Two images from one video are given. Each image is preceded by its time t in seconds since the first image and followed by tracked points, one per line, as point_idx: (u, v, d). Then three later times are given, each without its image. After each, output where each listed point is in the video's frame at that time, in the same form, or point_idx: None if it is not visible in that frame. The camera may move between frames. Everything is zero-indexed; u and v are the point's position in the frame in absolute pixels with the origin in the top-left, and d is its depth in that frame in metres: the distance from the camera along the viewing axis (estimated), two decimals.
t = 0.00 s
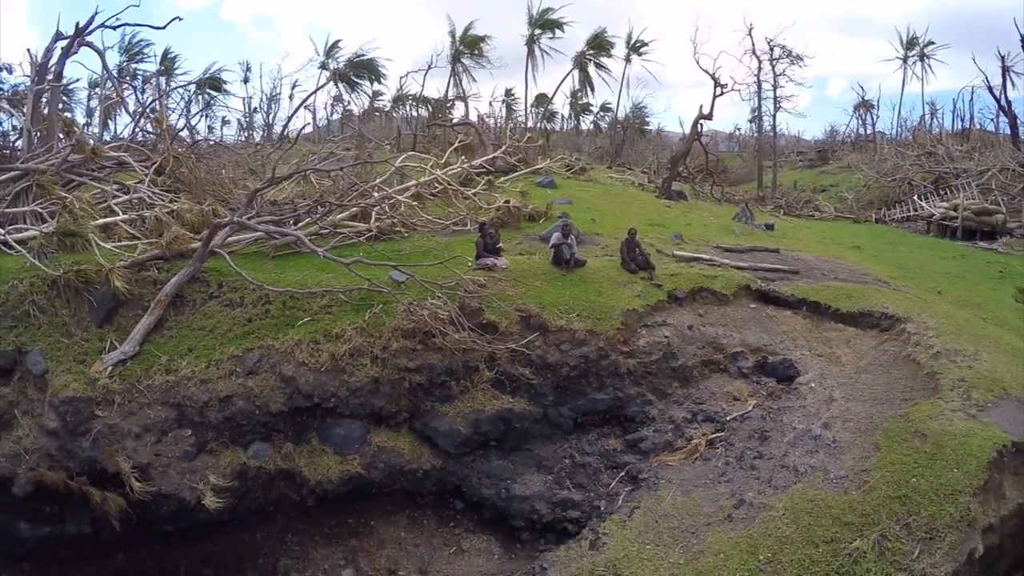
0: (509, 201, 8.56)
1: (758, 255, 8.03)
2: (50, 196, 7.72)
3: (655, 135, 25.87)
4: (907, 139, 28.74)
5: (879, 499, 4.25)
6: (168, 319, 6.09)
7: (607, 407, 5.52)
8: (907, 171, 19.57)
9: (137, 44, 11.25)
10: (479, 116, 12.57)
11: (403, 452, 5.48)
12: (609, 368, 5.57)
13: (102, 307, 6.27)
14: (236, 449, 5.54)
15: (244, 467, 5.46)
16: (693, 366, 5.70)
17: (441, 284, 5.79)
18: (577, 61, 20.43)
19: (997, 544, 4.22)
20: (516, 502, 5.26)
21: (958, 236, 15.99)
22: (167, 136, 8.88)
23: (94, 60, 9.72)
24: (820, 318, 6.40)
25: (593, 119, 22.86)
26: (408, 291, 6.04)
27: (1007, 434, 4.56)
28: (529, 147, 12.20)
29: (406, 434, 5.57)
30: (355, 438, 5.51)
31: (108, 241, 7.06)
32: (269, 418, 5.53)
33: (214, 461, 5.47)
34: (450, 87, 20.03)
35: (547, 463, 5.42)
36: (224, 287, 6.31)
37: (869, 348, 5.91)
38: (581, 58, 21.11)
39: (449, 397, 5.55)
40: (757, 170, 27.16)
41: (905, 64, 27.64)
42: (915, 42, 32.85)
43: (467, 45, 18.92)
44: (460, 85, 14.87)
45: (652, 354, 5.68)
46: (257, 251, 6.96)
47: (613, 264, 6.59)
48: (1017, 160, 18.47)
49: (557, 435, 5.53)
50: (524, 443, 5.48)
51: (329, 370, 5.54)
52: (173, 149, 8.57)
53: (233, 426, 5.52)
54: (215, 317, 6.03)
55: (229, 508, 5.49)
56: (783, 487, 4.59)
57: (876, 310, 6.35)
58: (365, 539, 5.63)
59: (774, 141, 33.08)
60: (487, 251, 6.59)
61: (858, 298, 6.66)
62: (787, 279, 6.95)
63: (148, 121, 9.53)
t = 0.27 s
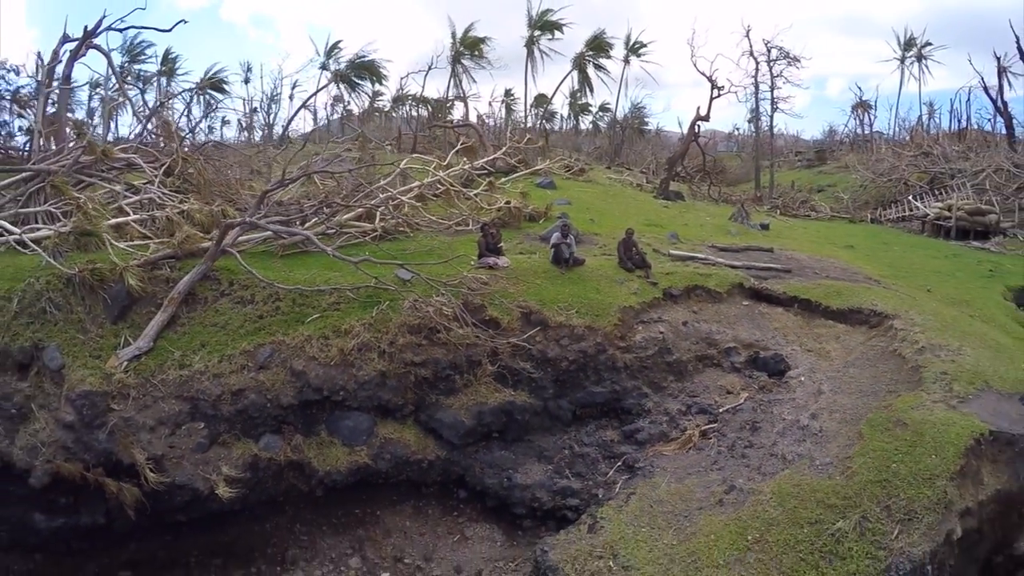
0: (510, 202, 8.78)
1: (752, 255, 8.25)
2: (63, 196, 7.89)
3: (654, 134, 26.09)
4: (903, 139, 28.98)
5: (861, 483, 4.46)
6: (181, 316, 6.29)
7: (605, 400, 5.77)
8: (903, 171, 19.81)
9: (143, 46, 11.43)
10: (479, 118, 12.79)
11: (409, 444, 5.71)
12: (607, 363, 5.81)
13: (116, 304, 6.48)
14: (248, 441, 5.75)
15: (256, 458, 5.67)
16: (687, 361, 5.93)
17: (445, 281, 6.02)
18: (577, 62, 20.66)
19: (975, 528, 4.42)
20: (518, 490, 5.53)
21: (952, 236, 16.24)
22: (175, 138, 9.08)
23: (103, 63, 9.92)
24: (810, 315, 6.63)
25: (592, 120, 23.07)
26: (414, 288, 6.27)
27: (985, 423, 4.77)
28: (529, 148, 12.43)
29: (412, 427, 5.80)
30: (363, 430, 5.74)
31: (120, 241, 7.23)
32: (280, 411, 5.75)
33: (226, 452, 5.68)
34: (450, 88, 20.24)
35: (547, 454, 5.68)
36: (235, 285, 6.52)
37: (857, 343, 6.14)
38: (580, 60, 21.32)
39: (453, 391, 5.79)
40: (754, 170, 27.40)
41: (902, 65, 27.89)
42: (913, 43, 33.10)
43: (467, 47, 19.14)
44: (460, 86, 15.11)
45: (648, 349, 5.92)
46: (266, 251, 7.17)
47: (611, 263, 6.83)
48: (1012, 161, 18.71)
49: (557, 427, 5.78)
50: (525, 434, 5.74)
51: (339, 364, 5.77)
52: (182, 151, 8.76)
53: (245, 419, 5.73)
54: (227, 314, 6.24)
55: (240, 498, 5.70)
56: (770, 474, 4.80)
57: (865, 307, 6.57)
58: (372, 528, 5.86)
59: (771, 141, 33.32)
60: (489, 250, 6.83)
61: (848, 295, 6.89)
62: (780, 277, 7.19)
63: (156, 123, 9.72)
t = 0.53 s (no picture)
0: (511, 203, 9.00)
1: (747, 255, 8.48)
2: (76, 197, 8.09)
3: (653, 135, 26.31)
4: (901, 140, 29.22)
5: (844, 470, 4.67)
6: (193, 315, 6.51)
7: (603, 394, 6.01)
8: (900, 172, 20.04)
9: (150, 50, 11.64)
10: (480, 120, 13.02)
11: (415, 437, 5.95)
12: (605, 359, 6.06)
13: (130, 302, 6.69)
14: (259, 434, 5.97)
15: (266, 451, 5.89)
16: (682, 357, 6.16)
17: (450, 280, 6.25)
18: (577, 64, 20.88)
19: (954, 514, 4.66)
20: (520, 481, 5.79)
21: (947, 236, 16.47)
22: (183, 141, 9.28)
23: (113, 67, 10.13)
24: (802, 313, 6.86)
25: (591, 121, 23.29)
26: (419, 287, 6.50)
27: (965, 414, 5.00)
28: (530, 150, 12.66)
29: (417, 420, 6.04)
30: (371, 423, 5.98)
31: (133, 241, 7.44)
32: (290, 405, 5.97)
33: (239, 445, 5.90)
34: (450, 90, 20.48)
35: (548, 446, 5.93)
36: (246, 284, 6.74)
37: (847, 339, 6.37)
38: (580, 62, 21.54)
39: (457, 386, 6.04)
40: (753, 171, 27.63)
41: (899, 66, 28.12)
42: (911, 44, 33.32)
43: (467, 49, 19.37)
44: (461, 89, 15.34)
45: (644, 346, 6.17)
46: (275, 251, 7.39)
47: (610, 263, 7.08)
48: (1007, 162, 18.94)
49: (557, 420, 6.02)
50: (527, 427, 5.98)
51: (347, 360, 5.99)
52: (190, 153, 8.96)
53: (256, 413, 5.95)
54: (238, 312, 6.46)
55: (252, 489, 5.93)
56: (758, 463, 4.99)
57: (856, 305, 6.80)
58: (378, 519, 6.10)
59: (770, 142, 33.56)
60: (492, 250, 7.07)
61: (839, 294, 7.12)
62: (773, 277, 7.42)
63: (164, 126, 9.92)
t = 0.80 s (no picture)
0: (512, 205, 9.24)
1: (742, 255, 8.72)
2: (89, 199, 8.31)
3: (652, 135, 26.53)
4: (898, 140, 29.45)
5: (829, 458, 4.91)
6: (205, 312, 6.73)
7: (601, 389, 6.26)
8: (896, 173, 20.27)
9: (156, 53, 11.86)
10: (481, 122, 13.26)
11: (420, 430, 6.20)
12: (603, 355, 6.31)
13: (144, 300, 6.95)
14: (270, 428, 6.19)
15: (277, 443, 6.12)
16: (677, 353, 6.40)
17: (454, 279, 6.49)
18: (576, 65, 21.10)
19: (936, 500, 4.87)
20: (521, 471, 6.03)
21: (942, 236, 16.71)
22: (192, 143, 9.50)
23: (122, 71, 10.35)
24: (794, 311, 7.09)
25: (590, 121, 23.53)
26: (424, 286, 6.74)
27: (947, 406, 5.22)
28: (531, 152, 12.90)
29: (422, 414, 6.28)
30: (377, 417, 6.22)
31: (146, 241, 7.68)
32: (300, 399, 6.19)
33: (250, 438, 6.12)
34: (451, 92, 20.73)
35: (548, 438, 6.17)
36: (256, 282, 6.96)
37: (837, 336, 6.61)
38: (579, 63, 21.78)
39: (461, 381, 6.29)
40: (751, 171, 27.86)
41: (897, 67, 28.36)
42: (909, 46, 33.55)
43: (468, 50, 19.61)
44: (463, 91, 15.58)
45: (641, 342, 6.42)
46: (283, 251, 7.62)
47: (608, 263, 7.34)
48: (1002, 163, 19.17)
49: (556, 414, 6.26)
50: (528, 420, 6.23)
51: (355, 355, 6.23)
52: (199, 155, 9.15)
53: (267, 407, 6.18)
54: (249, 310, 6.68)
55: (263, 480, 6.16)
56: (748, 452, 5.22)
57: (846, 303, 7.04)
58: (384, 510, 6.35)
59: (768, 142, 33.79)
60: (494, 250, 7.34)
61: (831, 292, 7.36)
62: (766, 276, 7.66)
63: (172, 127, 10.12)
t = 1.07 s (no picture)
0: (512, 207, 9.47)
1: (736, 255, 8.97)
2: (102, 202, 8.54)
3: (650, 136, 26.77)
4: (894, 141, 29.72)
5: (813, 447, 5.14)
6: (215, 311, 6.95)
7: (598, 384, 6.52)
8: (892, 174, 20.52)
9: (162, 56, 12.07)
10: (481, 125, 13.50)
11: (424, 423, 6.46)
12: (600, 351, 6.58)
13: (156, 299, 7.17)
14: (279, 422, 6.42)
15: (286, 437, 6.36)
16: (671, 349, 6.66)
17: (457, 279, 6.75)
18: (575, 67, 21.34)
19: (918, 488, 5.10)
20: (521, 463, 6.28)
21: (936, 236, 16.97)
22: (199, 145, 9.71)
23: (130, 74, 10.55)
24: (786, 309, 7.35)
25: (589, 122, 23.76)
26: (427, 285, 6.99)
27: (927, 399, 5.47)
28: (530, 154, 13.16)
29: (426, 408, 6.53)
30: (383, 411, 6.48)
31: (157, 241, 7.89)
32: (308, 394, 6.43)
33: (260, 432, 6.35)
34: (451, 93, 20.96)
35: (547, 431, 6.42)
36: (265, 282, 7.19)
37: (826, 333, 6.86)
38: (577, 64, 22.00)
39: (463, 376, 6.55)
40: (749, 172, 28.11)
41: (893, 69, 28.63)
42: (905, 47, 33.82)
43: (467, 53, 19.84)
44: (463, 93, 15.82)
45: (636, 339, 6.69)
46: (290, 251, 7.85)
47: (606, 264, 7.62)
48: (996, 164, 19.43)
49: (555, 408, 6.51)
50: (527, 414, 6.48)
51: (362, 352, 6.47)
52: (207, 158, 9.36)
53: (276, 402, 6.41)
54: (258, 309, 6.90)
55: (272, 473, 6.39)
56: (737, 443, 5.46)
57: (836, 302, 7.28)
58: (389, 502, 6.60)
59: (765, 143, 34.05)
60: (495, 251, 7.57)
61: (821, 291, 7.61)
62: (759, 276, 7.92)
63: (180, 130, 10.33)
